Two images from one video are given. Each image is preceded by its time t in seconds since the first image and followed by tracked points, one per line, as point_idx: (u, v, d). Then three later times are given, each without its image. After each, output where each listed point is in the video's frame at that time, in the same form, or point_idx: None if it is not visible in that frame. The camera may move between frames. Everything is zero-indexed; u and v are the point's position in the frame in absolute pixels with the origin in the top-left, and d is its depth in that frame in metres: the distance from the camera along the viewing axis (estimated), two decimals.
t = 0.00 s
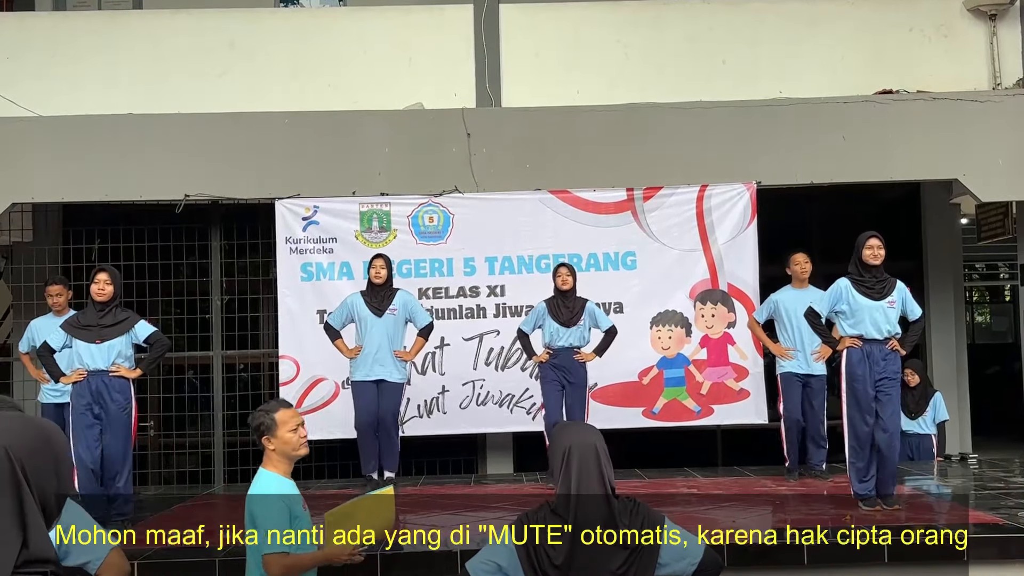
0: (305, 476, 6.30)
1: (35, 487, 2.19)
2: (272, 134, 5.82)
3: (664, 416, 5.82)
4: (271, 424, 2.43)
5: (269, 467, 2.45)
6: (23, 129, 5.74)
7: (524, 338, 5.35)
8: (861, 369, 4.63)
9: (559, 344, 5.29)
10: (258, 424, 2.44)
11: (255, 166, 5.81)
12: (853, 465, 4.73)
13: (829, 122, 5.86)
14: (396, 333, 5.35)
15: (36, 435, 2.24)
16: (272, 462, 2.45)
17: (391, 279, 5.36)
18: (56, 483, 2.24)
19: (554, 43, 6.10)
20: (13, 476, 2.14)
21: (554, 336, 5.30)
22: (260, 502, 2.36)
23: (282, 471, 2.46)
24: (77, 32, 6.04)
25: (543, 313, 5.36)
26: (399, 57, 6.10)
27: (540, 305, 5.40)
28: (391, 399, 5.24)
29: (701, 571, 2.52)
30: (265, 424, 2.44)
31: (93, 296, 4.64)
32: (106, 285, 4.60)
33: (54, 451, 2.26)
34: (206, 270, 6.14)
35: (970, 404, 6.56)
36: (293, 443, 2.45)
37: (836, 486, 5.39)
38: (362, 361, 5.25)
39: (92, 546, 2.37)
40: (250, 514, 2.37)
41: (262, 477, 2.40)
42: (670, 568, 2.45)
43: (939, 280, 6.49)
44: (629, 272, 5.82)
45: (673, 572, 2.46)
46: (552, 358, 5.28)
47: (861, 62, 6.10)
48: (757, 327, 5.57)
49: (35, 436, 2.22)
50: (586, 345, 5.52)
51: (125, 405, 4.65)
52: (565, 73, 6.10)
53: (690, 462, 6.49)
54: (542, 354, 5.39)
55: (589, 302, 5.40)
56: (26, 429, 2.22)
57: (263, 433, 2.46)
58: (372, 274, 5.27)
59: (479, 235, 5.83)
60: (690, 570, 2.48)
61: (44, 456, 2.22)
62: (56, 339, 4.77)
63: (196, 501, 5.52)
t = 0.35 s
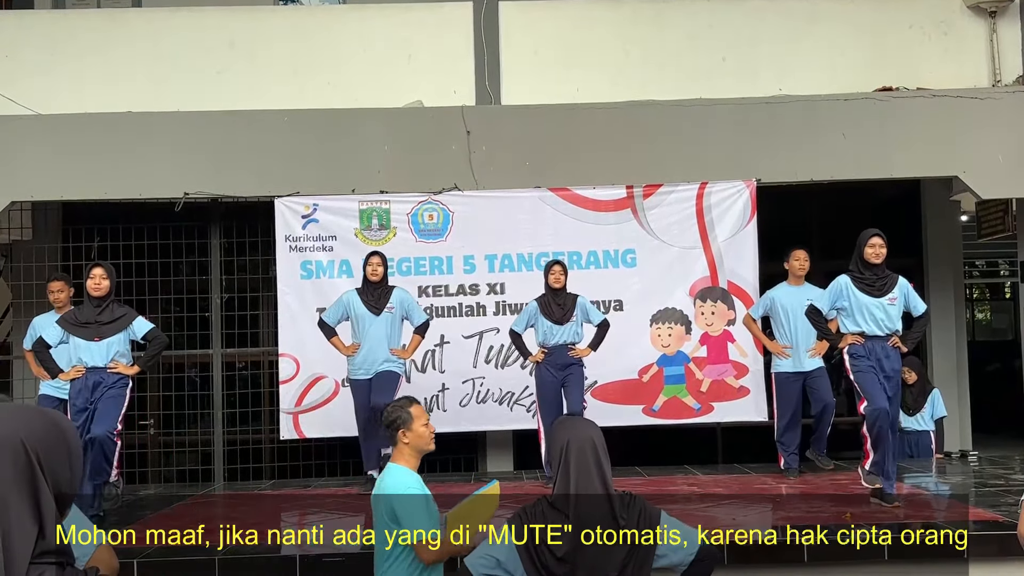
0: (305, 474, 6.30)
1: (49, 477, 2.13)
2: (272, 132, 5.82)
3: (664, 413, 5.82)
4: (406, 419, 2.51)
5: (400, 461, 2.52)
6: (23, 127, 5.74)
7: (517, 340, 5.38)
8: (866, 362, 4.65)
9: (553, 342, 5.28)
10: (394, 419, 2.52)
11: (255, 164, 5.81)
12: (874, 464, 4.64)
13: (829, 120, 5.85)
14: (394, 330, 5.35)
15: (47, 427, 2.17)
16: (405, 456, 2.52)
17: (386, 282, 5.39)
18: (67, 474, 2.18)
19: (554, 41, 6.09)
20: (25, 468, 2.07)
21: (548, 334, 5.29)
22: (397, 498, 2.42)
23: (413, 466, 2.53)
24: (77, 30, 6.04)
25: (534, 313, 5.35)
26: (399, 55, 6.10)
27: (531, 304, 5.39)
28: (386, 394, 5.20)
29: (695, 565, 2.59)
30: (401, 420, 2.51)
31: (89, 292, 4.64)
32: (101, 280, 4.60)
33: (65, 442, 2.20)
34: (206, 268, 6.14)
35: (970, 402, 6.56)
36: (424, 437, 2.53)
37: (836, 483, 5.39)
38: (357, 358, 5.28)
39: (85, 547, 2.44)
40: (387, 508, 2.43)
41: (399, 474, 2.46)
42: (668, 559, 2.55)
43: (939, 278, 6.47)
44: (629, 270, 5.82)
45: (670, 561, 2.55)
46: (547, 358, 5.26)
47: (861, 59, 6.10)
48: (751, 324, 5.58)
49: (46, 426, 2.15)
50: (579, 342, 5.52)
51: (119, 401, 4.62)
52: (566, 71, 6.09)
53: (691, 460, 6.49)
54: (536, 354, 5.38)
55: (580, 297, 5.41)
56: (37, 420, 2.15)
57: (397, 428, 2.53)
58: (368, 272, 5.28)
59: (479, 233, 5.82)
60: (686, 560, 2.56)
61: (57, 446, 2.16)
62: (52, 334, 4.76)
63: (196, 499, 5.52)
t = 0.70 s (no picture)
0: (306, 473, 6.31)
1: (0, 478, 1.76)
2: (271, 131, 5.82)
3: (664, 412, 5.82)
4: (534, 408, 2.71)
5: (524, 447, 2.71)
6: (22, 126, 5.74)
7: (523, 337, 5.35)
8: (860, 364, 4.65)
9: (559, 340, 5.28)
10: (520, 407, 2.71)
11: (255, 163, 5.81)
12: (853, 458, 4.67)
13: (829, 118, 5.85)
14: (396, 328, 5.34)
15: None
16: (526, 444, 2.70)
17: (394, 276, 5.41)
18: (19, 469, 1.88)
19: (554, 39, 6.09)
20: None
21: (553, 333, 5.29)
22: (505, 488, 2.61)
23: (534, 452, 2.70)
24: (76, 29, 6.04)
25: (541, 310, 5.36)
26: (399, 53, 6.10)
27: (537, 303, 5.39)
28: (394, 394, 5.25)
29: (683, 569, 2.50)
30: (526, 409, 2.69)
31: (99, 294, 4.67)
32: (113, 282, 4.64)
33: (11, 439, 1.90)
34: (206, 266, 6.14)
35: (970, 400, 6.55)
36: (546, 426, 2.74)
37: (835, 481, 5.40)
38: (364, 355, 5.27)
39: (111, 547, 2.38)
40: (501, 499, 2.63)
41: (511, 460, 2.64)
42: (653, 559, 2.48)
43: (940, 278, 6.46)
44: (629, 268, 5.82)
45: (654, 561, 2.48)
46: (553, 356, 5.27)
47: (861, 57, 6.09)
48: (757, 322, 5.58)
49: None
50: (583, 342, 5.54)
51: (125, 400, 4.63)
52: (566, 69, 6.09)
53: (691, 458, 6.50)
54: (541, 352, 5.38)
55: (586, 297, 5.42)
56: None
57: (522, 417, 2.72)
58: (376, 268, 5.32)
59: (479, 231, 5.81)
60: (670, 561, 2.51)
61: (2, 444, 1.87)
62: (57, 333, 4.70)
63: (197, 498, 5.52)
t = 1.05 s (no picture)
0: (308, 471, 6.30)
1: None
2: (273, 128, 5.81)
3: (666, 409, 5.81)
4: (666, 398, 2.60)
5: (649, 438, 2.62)
6: (23, 124, 5.74)
7: (524, 335, 5.34)
8: (864, 362, 4.65)
9: (558, 339, 5.28)
10: (649, 397, 2.59)
11: (256, 161, 5.81)
12: (860, 456, 4.68)
13: (831, 115, 5.84)
14: (394, 326, 5.34)
15: None
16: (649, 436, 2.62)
17: (398, 277, 5.37)
18: None
19: (556, 36, 6.09)
20: None
21: (551, 330, 5.30)
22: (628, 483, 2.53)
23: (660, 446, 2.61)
24: (77, 27, 6.03)
25: (540, 307, 5.36)
26: (401, 51, 6.09)
27: (538, 299, 5.40)
28: (394, 392, 5.25)
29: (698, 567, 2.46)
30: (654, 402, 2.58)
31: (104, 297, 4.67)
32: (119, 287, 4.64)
33: None
34: (207, 265, 6.13)
35: (972, 398, 6.54)
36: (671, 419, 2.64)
37: (838, 479, 5.40)
38: (364, 353, 5.25)
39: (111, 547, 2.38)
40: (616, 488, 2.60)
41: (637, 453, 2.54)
42: (670, 560, 2.40)
43: (942, 275, 6.45)
44: (632, 266, 5.81)
45: (671, 564, 2.41)
46: (552, 354, 5.27)
47: (863, 54, 6.09)
48: (758, 318, 5.58)
49: None
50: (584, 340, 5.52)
51: (122, 399, 4.62)
52: (567, 66, 6.08)
53: (693, 455, 6.50)
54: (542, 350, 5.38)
55: (586, 296, 5.41)
56: None
57: (651, 407, 2.61)
58: (379, 273, 5.28)
59: (481, 229, 5.81)
60: (688, 563, 2.43)
61: None
62: (55, 330, 4.73)
63: (199, 497, 5.53)
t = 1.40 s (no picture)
0: (311, 470, 6.30)
1: None
2: (275, 128, 5.81)
3: (669, 409, 5.81)
4: (777, 401, 2.67)
5: (768, 440, 2.70)
6: (26, 124, 5.74)
7: (522, 332, 5.34)
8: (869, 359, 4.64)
9: (557, 338, 5.28)
10: (762, 401, 2.69)
11: (259, 161, 5.81)
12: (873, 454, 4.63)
13: (834, 114, 5.83)
14: (398, 325, 5.33)
15: None
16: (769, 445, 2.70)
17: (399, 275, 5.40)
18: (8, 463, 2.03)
19: (558, 35, 6.08)
20: None
21: (552, 328, 5.30)
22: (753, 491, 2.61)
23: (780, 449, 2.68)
24: (79, 27, 6.04)
25: (540, 305, 5.37)
26: (403, 50, 6.09)
27: (537, 298, 5.40)
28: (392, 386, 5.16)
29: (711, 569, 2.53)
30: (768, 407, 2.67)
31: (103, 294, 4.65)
32: (118, 283, 4.62)
33: None
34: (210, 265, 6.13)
35: (976, 397, 6.53)
36: (791, 420, 2.69)
37: (842, 479, 5.39)
38: (366, 351, 5.27)
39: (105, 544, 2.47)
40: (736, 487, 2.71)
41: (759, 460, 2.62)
42: (680, 563, 2.49)
43: (946, 274, 6.44)
44: (634, 265, 5.81)
45: (681, 566, 2.50)
46: (553, 353, 5.26)
47: (866, 52, 6.07)
48: (757, 318, 5.54)
49: None
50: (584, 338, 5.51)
51: (123, 399, 4.61)
52: (570, 65, 6.08)
53: (697, 455, 6.49)
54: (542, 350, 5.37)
55: (587, 295, 5.43)
56: None
57: (765, 410, 2.70)
58: (379, 269, 5.33)
59: (484, 229, 5.80)
60: (700, 565, 2.52)
61: None
62: (58, 330, 4.74)
63: (201, 497, 5.52)
